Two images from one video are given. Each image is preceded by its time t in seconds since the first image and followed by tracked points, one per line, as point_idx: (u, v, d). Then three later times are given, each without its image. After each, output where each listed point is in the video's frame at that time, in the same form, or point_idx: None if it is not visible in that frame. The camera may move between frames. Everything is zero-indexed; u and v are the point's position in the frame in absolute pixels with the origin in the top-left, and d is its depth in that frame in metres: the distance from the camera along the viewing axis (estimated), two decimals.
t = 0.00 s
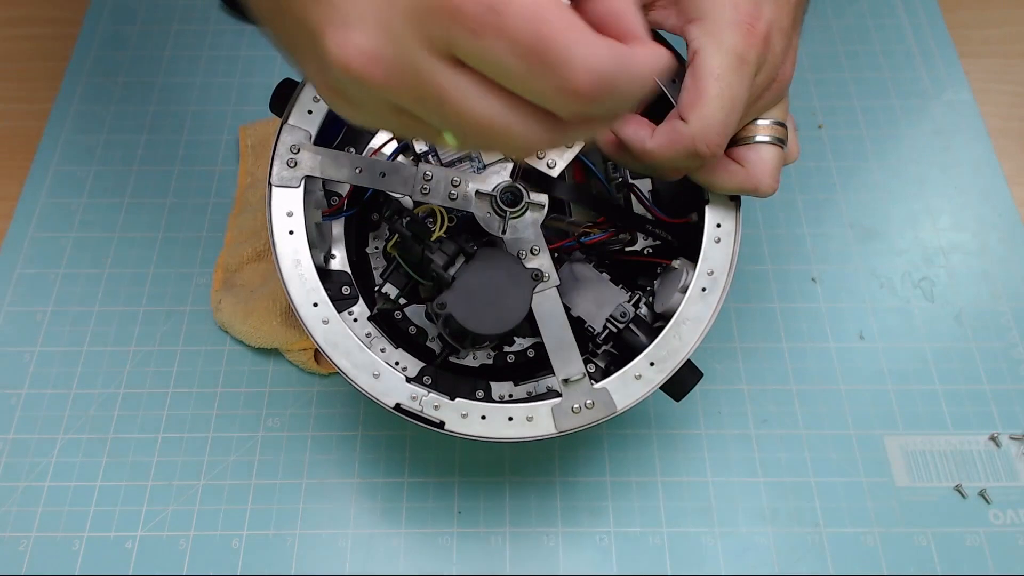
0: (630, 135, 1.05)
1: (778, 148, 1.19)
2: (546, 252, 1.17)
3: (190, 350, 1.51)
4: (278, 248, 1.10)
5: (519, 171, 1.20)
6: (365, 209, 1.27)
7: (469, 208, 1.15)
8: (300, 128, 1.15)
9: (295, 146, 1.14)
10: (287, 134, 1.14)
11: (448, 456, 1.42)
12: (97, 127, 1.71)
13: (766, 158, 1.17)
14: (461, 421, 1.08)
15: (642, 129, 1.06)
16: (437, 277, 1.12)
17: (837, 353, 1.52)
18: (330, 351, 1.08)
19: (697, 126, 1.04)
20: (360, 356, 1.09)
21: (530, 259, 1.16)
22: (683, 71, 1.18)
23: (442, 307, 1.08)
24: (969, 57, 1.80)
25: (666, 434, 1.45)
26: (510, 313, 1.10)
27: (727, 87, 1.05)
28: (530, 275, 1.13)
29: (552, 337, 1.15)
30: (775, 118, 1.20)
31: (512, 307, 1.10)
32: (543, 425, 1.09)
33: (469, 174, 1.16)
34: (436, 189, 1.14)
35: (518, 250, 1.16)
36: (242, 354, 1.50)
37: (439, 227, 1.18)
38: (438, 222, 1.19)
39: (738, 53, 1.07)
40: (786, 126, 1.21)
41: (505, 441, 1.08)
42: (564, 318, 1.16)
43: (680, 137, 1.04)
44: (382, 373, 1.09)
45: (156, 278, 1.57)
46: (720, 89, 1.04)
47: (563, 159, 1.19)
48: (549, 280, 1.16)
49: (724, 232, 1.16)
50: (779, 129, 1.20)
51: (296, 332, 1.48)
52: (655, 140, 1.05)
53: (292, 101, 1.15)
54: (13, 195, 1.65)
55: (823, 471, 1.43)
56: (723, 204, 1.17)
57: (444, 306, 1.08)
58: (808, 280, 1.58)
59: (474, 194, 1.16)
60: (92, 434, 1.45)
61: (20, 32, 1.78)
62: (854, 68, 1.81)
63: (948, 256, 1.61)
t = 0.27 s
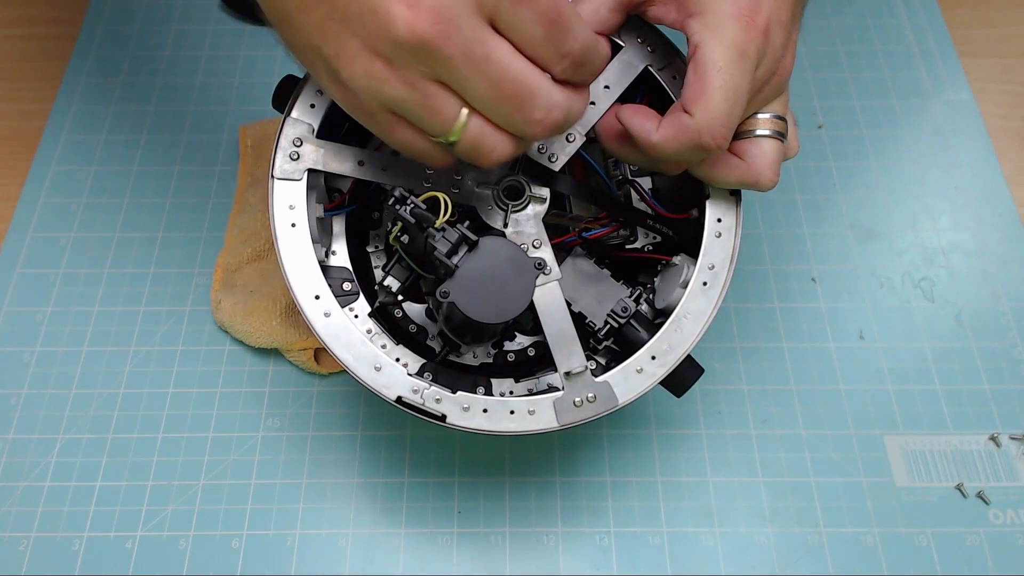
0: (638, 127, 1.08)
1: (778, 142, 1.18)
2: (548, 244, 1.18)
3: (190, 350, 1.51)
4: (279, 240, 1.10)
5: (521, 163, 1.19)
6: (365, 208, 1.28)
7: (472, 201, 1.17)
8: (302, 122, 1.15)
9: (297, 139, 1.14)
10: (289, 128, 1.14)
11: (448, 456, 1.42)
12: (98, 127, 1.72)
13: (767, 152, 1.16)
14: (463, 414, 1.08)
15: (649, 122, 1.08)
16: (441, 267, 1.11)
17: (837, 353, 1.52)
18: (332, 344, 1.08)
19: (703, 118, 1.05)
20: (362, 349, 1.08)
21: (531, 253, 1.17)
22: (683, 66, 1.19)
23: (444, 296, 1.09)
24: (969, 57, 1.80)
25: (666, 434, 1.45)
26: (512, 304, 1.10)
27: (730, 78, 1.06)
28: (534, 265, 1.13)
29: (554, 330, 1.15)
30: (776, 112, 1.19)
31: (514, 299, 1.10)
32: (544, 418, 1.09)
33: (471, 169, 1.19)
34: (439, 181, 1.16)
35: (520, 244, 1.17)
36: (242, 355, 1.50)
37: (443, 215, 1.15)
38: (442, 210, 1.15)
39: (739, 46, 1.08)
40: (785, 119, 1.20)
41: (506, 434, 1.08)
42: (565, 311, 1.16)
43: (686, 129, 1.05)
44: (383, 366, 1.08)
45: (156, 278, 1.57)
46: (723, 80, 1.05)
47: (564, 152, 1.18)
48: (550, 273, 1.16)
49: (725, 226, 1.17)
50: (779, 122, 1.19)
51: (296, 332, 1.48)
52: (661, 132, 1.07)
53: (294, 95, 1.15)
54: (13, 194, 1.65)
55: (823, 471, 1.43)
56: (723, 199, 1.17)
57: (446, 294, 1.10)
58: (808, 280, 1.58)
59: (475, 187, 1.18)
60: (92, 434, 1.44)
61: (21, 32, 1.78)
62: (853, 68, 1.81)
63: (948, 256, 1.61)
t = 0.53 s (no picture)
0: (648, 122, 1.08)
1: (778, 141, 1.17)
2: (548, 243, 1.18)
3: (190, 350, 1.51)
4: (279, 241, 1.09)
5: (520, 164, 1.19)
6: (365, 208, 1.28)
7: (473, 201, 1.17)
8: (302, 122, 1.15)
9: (297, 140, 1.14)
10: (289, 128, 1.14)
11: (448, 456, 1.42)
12: (98, 127, 1.72)
13: (767, 151, 1.15)
14: (463, 414, 1.08)
15: (658, 117, 1.08)
16: (441, 267, 1.11)
17: (837, 353, 1.52)
18: (332, 345, 1.08)
19: (711, 118, 1.04)
20: (362, 349, 1.08)
21: (532, 253, 1.17)
22: (683, 67, 1.20)
23: (444, 297, 1.09)
24: (970, 57, 1.80)
25: (666, 434, 1.45)
26: (512, 304, 1.10)
27: (737, 76, 1.06)
28: (534, 264, 1.14)
29: (554, 330, 1.15)
30: (776, 112, 1.19)
31: (514, 299, 1.10)
32: (544, 418, 1.09)
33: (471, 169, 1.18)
34: (439, 182, 1.16)
35: (521, 244, 1.17)
36: (242, 355, 1.50)
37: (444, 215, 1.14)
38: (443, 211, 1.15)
39: (744, 45, 1.08)
40: (785, 119, 1.20)
41: (506, 435, 1.08)
42: (565, 311, 1.16)
43: (694, 128, 1.05)
44: (383, 367, 1.08)
45: (156, 278, 1.57)
46: (729, 78, 1.05)
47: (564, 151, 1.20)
48: (550, 273, 1.16)
49: (725, 226, 1.17)
50: (779, 122, 1.18)
51: (296, 332, 1.48)
52: (669, 129, 1.06)
53: (294, 95, 1.15)
54: (13, 195, 1.65)
55: (823, 471, 1.43)
56: (723, 198, 1.18)
57: (446, 295, 1.09)
58: (808, 280, 1.58)
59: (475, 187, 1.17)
60: (92, 434, 1.44)
61: (21, 32, 1.78)
62: (853, 68, 1.81)
63: (948, 256, 1.61)
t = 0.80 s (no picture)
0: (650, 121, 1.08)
1: (778, 141, 1.17)
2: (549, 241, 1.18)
3: (190, 350, 1.51)
4: (280, 238, 1.10)
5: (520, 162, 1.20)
6: (365, 207, 1.28)
7: (473, 199, 1.17)
8: (302, 120, 1.15)
9: (298, 138, 1.14)
10: (290, 127, 1.14)
11: (448, 456, 1.42)
12: (98, 127, 1.72)
13: (767, 151, 1.15)
14: (463, 412, 1.08)
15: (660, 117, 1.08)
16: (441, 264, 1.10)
17: (837, 353, 1.52)
18: (332, 342, 1.08)
19: (712, 117, 1.04)
20: (362, 347, 1.08)
21: (532, 250, 1.17)
22: (683, 66, 1.20)
23: (445, 294, 1.09)
24: (970, 57, 1.80)
25: (666, 434, 1.45)
26: (512, 301, 1.10)
27: (737, 75, 1.06)
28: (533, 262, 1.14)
29: (553, 329, 1.15)
30: (775, 111, 1.19)
31: (514, 296, 1.10)
32: (544, 416, 1.09)
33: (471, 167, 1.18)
34: (439, 180, 1.16)
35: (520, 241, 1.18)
36: (242, 355, 1.50)
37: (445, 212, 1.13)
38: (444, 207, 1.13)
39: (745, 44, 1.08)
40: (785, 118, 1.19)
41: (507, 432, 1.08)
42: (565, 309, 1.16)
43: (695, 127, 1.05)
44: (383, 364, 1.08)
45: (156, 278, 1.57)
46: (730, 77, 1.05)
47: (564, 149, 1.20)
48: (550, 271, 1.16)
49: (724, 225, 1.17)
50: (779, 121, 1.18)
51: (296, 332, 1.48)
52: (670, 129, 1.07)
53: (295, 93, 1.15)
54: (13, 195, 1.65)
55: (823, 471, 1.43)
56: (723, 197, 1.18)
57: (447, 292, 1.09)
58: (808, 279, 1.58)
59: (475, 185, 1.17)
60: (92, 434, 1.44)
61: (21, 32, 1.78)
62: (853, 68, 1.81)
63: (948, 256, 1.61)
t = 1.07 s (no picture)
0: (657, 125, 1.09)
1: (778, 139, 1.16)
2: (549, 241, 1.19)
3: (190, 350, 1.51)
4: (279, 238, 1.10)
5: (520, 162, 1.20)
6: (364, 207, 1.28)
7: (472, 198, 1.17)
8: (302, 120, 1.15)
9: (298, 137, 1.14)
10: (290, 126, 1.14)
11: (448, 456, 1.42)
12: (98, 127, 1.72)
13: (767, 150, 1.15)
14: (463, 412, 1.08)
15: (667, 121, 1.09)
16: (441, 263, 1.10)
17: (837, 353, 1.52)
18: (332, 341, 1.08)
19: (720, 116, 1.04)
20: (362, 347, 1.08)
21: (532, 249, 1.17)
22: (682, 66, 1.20)
23: (444, 292, 1.09)
24: (970, 57, 1.81)
25: (666, 434, 1.45)
26: (511, 300, 1.10)
27: (740, 72, 1.06)
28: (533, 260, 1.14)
29: (553, 329, 1.15)
30: (774, 110, 1.19)
31: (514, 295, 1.10)
32: (544, 416, 1.09)
33: (470, 166, 1.18)
34: (439, 179, 1.16)
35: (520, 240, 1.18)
36: (242, 355, 1.50)
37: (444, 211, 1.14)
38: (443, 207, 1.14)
39: (746, 40, 1.08)
40: (785, 117, 1.20)
41: (507, 432, 1.08)
42: (565, 309, 1.16)
43: (704, 127, 1.05)
44: (383, 364, 1.08)
45: (156, 278, 1.57)
46: (734, 75, 1.05)
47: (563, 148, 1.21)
48: (550, 271, 1.16)
49: (724, 225, 1.17)
50: (778, 119, 1.18)
51: (296, 332, 1.48)
52: (678, 132, 1.07)
53: (295, 92, 1.15)
54: (13, 195, 1.65)
55: (823, 471, 1.43)
56: (723, 197, 1.18)
57: (446, 291, 1.09)
58: (808, 279, 1.58)
59: (475, 184, 1.17)
60: (92, 434, 1.44)
61: (21, 32, 1.79)
62: (853, 68, 1.81)
63: (948, 256, 1.61)
